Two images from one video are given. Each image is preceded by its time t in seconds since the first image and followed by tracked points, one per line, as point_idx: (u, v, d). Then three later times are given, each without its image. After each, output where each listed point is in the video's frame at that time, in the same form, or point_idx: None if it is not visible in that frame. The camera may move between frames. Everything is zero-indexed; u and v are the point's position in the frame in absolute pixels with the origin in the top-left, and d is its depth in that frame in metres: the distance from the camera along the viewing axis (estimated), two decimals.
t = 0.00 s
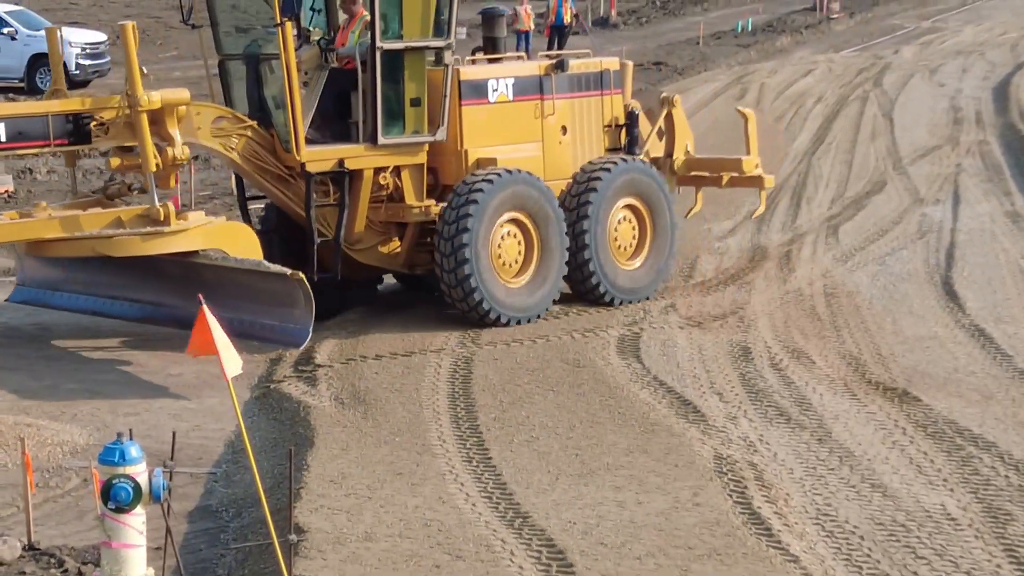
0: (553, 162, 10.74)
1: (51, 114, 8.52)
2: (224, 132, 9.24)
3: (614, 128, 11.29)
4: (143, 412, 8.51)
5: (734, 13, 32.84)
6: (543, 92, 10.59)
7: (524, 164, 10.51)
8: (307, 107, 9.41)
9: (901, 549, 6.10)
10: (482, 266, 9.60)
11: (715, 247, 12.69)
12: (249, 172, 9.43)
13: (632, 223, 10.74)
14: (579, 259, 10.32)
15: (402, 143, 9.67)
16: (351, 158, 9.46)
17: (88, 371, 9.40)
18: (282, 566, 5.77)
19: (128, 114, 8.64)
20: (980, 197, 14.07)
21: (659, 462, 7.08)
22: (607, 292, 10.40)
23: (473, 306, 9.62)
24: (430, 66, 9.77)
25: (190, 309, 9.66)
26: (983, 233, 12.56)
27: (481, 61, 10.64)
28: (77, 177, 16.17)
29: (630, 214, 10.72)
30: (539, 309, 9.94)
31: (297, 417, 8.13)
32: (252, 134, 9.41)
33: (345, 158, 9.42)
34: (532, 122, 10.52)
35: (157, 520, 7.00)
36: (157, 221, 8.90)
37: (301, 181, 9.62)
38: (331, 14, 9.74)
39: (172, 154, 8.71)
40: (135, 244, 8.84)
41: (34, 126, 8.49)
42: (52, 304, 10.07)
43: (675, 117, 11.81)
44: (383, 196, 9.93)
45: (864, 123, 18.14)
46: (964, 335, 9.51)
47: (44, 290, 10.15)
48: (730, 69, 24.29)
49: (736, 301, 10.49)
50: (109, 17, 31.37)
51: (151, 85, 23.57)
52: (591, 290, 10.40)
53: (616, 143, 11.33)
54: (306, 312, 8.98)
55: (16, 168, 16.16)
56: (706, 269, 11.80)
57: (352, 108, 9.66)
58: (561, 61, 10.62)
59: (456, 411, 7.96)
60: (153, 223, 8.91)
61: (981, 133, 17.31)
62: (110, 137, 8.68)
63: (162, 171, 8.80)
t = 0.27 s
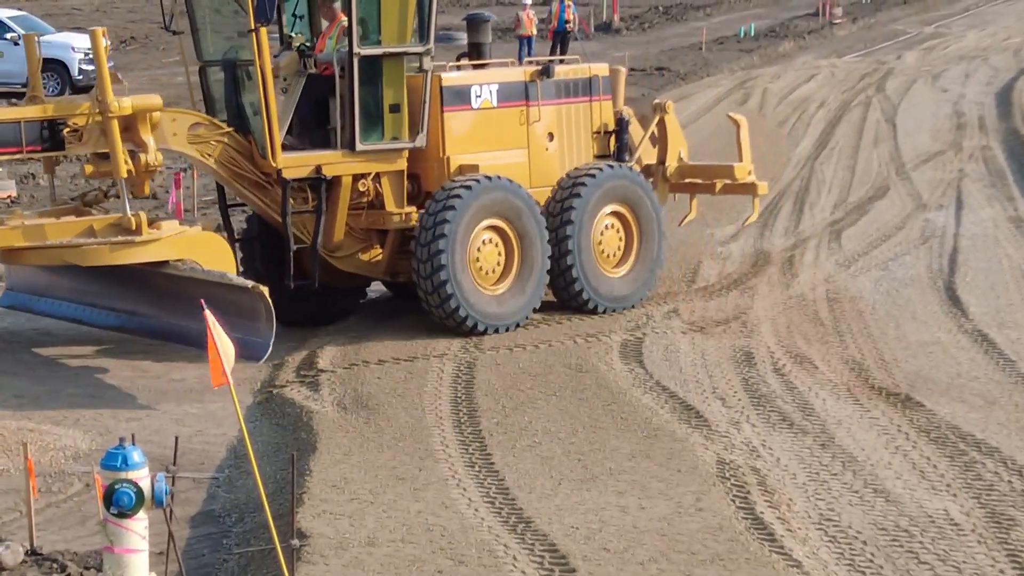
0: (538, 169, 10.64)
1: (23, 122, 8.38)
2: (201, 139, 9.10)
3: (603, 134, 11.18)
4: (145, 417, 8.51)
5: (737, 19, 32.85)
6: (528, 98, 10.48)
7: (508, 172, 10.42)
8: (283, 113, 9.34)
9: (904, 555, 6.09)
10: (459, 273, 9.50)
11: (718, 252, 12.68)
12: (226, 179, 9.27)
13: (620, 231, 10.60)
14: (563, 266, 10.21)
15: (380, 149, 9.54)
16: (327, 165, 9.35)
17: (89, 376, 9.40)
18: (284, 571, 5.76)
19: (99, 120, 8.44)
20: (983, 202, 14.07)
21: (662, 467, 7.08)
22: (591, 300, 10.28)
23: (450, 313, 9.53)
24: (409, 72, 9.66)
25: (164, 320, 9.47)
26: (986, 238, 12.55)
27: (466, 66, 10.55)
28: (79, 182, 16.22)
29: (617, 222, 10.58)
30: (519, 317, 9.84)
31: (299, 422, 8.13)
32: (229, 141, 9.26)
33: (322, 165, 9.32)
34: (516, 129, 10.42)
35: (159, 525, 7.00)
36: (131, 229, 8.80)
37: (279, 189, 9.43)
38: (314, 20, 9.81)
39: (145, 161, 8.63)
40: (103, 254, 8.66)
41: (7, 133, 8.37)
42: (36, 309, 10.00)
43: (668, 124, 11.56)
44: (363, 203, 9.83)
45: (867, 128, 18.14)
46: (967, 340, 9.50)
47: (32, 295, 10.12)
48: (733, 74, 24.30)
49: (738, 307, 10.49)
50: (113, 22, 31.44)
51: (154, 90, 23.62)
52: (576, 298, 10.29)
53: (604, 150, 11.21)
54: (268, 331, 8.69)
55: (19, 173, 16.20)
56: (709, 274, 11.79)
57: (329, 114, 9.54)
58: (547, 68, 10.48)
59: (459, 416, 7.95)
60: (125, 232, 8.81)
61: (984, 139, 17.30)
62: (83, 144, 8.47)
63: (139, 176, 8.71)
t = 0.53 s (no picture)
0: (527, 176, 10.57)
1: None
2: (179, 143, 9.11)
3: (595, 140, 11.11)
4: (148, 421, 8.52)
5: (739, 23, 32.87)
6: (516, 105, 10.41)
7: (496, 179, 10.35)
8: (263, 120, 9.35)
9: (908, 560, 6.09)
10: (438, 277, 9.44)
11: (721, 257, 12.68)
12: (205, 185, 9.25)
13: (607, 238, 10.55)
14: (546, 273, 10.15)
15: (361, 156, 9.46)
16: (308, 171, 9.27)
17: (92, 380, 9.42)
18: None
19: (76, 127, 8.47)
20: (987, 207, 14.07)
21: (665, 471, 7.08)
22: (576, 307, 10.23)
23: (428, 319, 9.47)
24: (394, 78, 9.56)
25: (141, 330, 9.28)
26: (989, 243, 12.55)
27: (454, 73, 10.48)
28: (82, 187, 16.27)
29: (604, 229, 10.53)
30: (498, 325, 9.78)
31: (303, 426, 8.14)
32: (209, 146, 9.27)
33: (302, 171, 9.24)
34: (504, 136, 10.35)
35: (163, 529, 7.01)
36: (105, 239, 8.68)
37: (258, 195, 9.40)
38: (301, 24, 9.90)
39: (121, 167, 8.66)
40: (76, 262, 8.55)
41: None
42: (24, 314, 10.01)
43: (663, 131, 11.55)
44: (347, 209, 9.80)
45: (870, 133, 18.14)
46: (971, 344, 9.51)
47: (21, 302, 10.10)
48: (736, 79, 24.31)
49: (742, 311, 10.49)
50: (115, 27, 31.50)
51: (157, 94, 23.66)
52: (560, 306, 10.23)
53: (597, 156, 11.15)
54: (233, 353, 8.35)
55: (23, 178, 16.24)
56: (712, 279, 11.79)
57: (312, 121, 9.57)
58: (536, 74, 10.41)
59: (462, 420, 7.96)
60: (101, 241, 8.70)
61: (987, 143, 17.30)
62: (60, 150, 8.52)
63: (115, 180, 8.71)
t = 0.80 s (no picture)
0: (517, 184, 10.56)
1: None
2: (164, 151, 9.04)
3: (586, 148, 11.14)
4: (151, 427, 8.53)
5: (743, 29, 32.89)
6: (506, 112, 10.40)
7: (486, 186, 10.34)
8: (247, 128, 9.37)
9: (912, 566, 6.08)
10: (421, 280, 9.42)
11: (724, 263, 12.68)
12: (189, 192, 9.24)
13: (597, 247, 10.50)
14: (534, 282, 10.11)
15: (346, 163, 9.47)
16: (292, 177, 9.28)
17: (96, 386, 9.43)
18: None
19: (55, 133, 8.29)
20: (991, 213, 14.07)
21: (669, 477, 7.08)
22: (563, 314, 10.16)
23: (408, 321, 9.44)
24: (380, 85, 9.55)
25: (122, 343, 9.22)
26: (993, 249, 12.55)
27: (444, 78, 10.49)
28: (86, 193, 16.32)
29: (595, 238, 10.48)
30: (481, 332, 9.74)
31: (307, 432, 8.15)
32: (193, 153, 9.22)
33: (285, 178, 9.25)
34: (494, 143, 10.35)
35: (167, 535, 7.01)
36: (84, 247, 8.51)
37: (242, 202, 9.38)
38: (288, 30, 9.82)
39: (102, 173, 8.53)
40: (54, 270, 8.43)
41: None
42: (15, 321, 9.89)
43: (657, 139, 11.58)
44: (333, 216, 9.79)
45: (874, 139, 18.14)
46: (975, 350, 9.50)
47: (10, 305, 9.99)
48: (740, 85, 24.33)
49: (745, 317, 10.49)
50: (120, 32, 31.57)
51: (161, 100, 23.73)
52: (549, 313, 10.17)
53: (589, 164, 11.18)
54: (198, 361, 8.49)
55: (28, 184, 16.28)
56: (716, 285, 11.78)
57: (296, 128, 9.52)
58: (526, 81, 10.40)
59: (466, 426, 7.96)
60: (80, 249, 8.53)
61: (991, 149, 17.29)
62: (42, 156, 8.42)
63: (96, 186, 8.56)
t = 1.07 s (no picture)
0: (508, 192, 10.55)
1: None
2: (150, 157, 9.03)
3: (581, 155, 11.13)
4: (155, 434, 8.54)
5: (747, 35, 32.91)
6: (498, 119, 10.41)
7: (477, 194, 10.33)
8: (235, 134, 9.39)
9: (916, 573, 6.08)
10: (408, 292, 9.43)
11: (728, 269, 12.68)
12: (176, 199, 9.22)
13: (589, 254, 10.50)
14: (526, 293, 10.11)
15: (334, 171, 9.46)
16: (279, 185, 9.25)
17: (100, 392, 9.44)
18: None
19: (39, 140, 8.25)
20: (995, 219, 14.06)
21: (674, 484, 7.08)
22: (555, 322, 10.16)
23: (395, 333, 9.46)
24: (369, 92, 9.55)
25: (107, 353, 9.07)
26: (997, 255, 12.54)
27: (436, 85, 10.49)
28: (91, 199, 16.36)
29: (587, 245, 10.47)
30: (470, 343, 9.76)
31: (311, 438, 8.15)
32: (181, 160, 9.19)
33: (272, 186, 9.22)
34: (485, 151, 10.35)
35: (171, 541, 7.02)
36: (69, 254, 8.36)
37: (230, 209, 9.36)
38: (279, 36, 9.84)
39: (87, 180, 8.52)
40: (36, 277, 8.26)
41: None
42: (12, 327, 9.73)
43: (654, 146, 11.54)
44: (322, 224, 9.80)
45: (878, 145, 18.15)
46: (979, 357, 9.50)
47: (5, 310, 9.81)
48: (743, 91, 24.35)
49: (749, 324, 10.49)
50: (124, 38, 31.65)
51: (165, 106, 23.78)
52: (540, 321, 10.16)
53: (583, 171, 11.17)
54: (172, 370, 8.47)
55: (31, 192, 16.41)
56: (720, 291, 11.78)
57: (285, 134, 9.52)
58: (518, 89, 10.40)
59: (470, 433, 7.96)
60: (65, 256, 8.38)
61: (995, 156, 17.29)
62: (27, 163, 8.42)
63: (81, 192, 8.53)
